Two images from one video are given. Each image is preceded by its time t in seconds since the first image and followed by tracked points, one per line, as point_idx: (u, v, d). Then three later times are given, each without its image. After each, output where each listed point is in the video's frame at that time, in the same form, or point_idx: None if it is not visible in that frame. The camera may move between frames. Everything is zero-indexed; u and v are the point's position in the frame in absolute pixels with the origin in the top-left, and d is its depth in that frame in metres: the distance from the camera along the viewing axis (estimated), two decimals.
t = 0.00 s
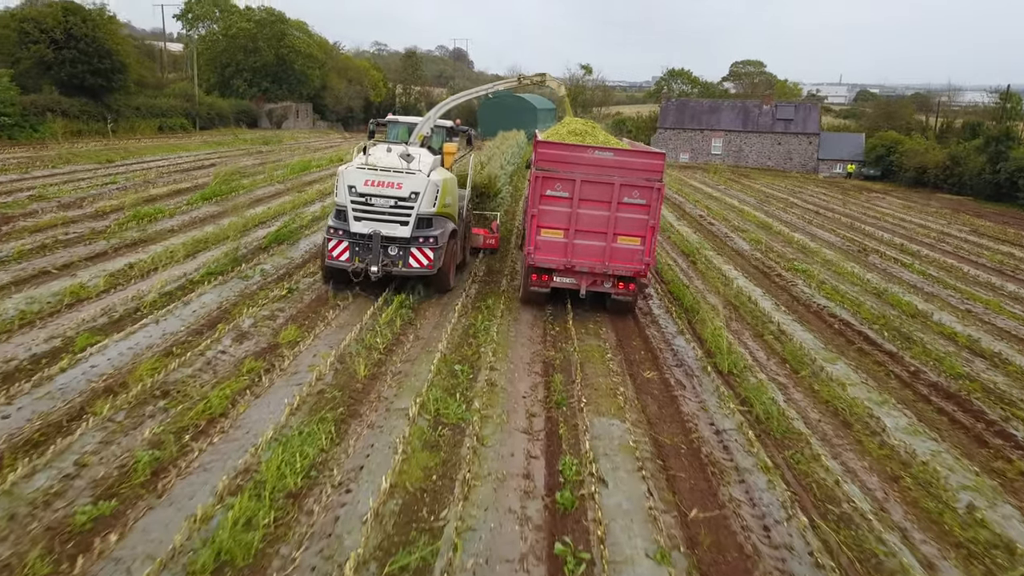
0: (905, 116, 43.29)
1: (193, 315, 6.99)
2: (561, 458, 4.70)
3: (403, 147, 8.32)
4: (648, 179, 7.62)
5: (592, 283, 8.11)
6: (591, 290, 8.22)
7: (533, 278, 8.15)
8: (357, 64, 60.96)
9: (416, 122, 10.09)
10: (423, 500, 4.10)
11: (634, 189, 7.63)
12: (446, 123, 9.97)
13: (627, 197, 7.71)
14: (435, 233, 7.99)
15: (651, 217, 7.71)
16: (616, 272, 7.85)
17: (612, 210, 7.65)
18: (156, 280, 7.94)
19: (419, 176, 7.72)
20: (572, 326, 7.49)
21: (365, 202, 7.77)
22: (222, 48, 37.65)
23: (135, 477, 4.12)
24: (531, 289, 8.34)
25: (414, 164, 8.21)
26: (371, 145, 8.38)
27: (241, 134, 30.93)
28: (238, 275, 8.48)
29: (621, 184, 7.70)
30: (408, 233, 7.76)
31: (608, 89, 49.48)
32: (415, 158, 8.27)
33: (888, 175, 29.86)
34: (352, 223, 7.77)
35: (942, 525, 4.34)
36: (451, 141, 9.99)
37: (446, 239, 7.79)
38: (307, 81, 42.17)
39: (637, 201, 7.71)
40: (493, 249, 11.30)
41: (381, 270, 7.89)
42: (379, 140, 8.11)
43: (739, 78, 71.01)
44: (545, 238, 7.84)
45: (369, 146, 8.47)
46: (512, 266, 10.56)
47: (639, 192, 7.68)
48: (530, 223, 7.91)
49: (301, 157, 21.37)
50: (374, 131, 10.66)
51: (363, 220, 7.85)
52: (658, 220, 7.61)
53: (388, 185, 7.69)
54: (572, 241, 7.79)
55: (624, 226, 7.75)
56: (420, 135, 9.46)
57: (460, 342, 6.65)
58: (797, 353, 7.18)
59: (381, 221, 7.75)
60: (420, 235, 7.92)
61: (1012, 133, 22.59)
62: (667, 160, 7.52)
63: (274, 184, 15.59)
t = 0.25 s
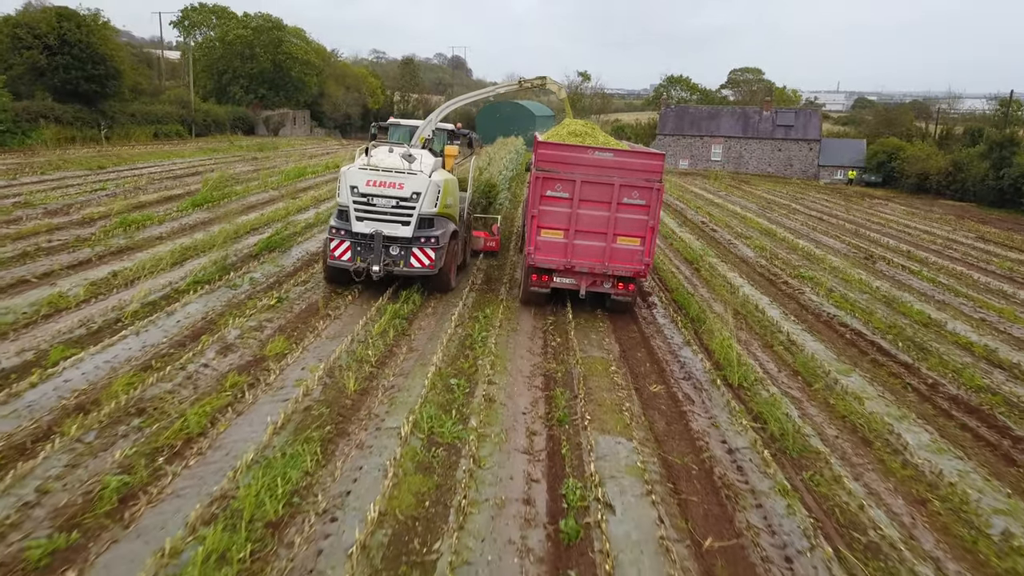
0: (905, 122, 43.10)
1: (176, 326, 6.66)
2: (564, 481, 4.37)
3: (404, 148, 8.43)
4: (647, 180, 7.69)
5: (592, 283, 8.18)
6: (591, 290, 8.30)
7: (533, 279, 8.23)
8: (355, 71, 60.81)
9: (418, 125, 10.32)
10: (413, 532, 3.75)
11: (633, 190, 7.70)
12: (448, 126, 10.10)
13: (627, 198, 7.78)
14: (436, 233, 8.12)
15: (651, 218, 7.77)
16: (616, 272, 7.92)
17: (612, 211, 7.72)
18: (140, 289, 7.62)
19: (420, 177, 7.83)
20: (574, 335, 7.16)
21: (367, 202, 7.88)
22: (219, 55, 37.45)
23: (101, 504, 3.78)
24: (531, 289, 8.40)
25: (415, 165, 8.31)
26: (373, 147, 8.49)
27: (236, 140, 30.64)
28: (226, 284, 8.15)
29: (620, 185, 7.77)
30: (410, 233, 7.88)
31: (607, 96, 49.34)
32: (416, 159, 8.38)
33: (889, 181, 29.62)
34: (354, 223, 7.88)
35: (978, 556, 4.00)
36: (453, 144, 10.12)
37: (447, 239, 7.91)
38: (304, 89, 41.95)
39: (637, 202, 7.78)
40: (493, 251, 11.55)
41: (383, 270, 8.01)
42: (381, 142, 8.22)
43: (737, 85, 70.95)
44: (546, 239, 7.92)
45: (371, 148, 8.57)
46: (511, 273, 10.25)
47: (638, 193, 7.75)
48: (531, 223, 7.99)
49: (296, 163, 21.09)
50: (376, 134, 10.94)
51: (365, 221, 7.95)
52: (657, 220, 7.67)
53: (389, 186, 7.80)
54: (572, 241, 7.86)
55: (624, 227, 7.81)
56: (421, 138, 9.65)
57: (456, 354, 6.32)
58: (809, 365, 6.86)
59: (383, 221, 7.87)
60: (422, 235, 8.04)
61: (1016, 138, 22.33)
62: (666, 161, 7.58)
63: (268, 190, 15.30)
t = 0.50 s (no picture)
0: (904, 128, 42.96)
1: (158, 336, 6.35)
2: (566, 504, 4.06)
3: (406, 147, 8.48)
4: (646, 181, 7.64)
5: (591, 283, 8.14)
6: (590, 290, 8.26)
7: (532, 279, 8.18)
8: (352, 77, 60.66)
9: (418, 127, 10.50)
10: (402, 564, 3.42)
11: (632, 190, 7.65)
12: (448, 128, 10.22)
13: (626, 198, 7.73)
14: (437, 233, 8.18)
15: (650, 218, 7.72)
16: (615, 272, 7.87)
17: (611, 211, 7.67)
18: (121, 297, 7.30)
19: (421, 177, 7.89)
20: (574, 345, 6.85)
21: (369, 202, 7.93)
22: (216, 61, 37.25)
23: (60, 534, 3.45)
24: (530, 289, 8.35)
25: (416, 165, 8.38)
26: (375, 147, 8.53)
27: (232, 147, 30.37)
28: (212, 292, 7.84)
29: (619, 185, 7.71)
30: (411, 233, 7.95)
31: (605, 103, 49.22)
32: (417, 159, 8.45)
33: (890, 187, 29.42)
34: (356, 223, 7.93)
35: None
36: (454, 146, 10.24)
37: (448, 239, 7.98)
38: (301, 95, 41.75)
39: (636, 202, 7.73)
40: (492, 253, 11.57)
41: (384, 269, 8.07)
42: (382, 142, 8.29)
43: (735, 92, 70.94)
44: (544, 239, 7.86)
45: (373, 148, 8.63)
46: (509, 280, 9.95)
47: (637, 194, 7.70)
48: (530, 223, 7.94)
49: (291, 169, 20.81)
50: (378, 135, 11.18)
51: (366, 220, 8.01)
52: (656, 221, 7.63)
53: (391, 185, 7.86)
54: (571, 242, 7.81)
55: (623, 227, 7.76)
56: (422, 139, 9.77)
57: (451, 365, 6.01)
58: (821, 375, 6.56)
59: (384, 220, 7.93)
60: (423, 235, 8.11)
61: (1018, 144, 22.11)
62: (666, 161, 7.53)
63: (261, 196, 15.02)
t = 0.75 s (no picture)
0: (903, 134, 42.85)
1: (139, 346, 6.06)
2: (569, 528, 3.76)
3: (406, 150, 8.62)
4: (644, 180, 7.84)
5: (590, 282, 8.33)
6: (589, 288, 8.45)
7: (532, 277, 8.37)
8: (350, 83, 60.48)
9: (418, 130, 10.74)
10: None
11: (631, 189, 7.85)
12: (448, 129, 10.53)
13: (624, 197, 7.93)
14: (438, 233, 8.33)
15: (647, 217, 7.94)
16: (613, 270, 8.07)
17: (610, 210, 7.86)
18: (103, 304, 7.02)
19: (423, 178, 8.03)
20: (575, 353, 6.56)
21: (371, 203, 8.04)
22: (213, 67, 37.07)
23: (15, 566, 3.14)
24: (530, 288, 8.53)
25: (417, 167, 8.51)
26: (376, 149, 8.67)
27: (228, 152, 30.12)
28: (199, 299, 7.55)
29: (618, 184, 7.91)
30: (414, 233, 8.08)
31: (603, 109, 49.10)
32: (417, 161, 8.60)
33: (891, 193, 29.24)
34: (358, 223, 8.02)
35: None
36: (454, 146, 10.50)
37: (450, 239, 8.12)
38: (298, 101, 41.58)
39: (634, 201, 7.93)
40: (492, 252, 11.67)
41: (386, 269, 8.18)
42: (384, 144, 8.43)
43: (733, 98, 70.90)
44: (544, 238, 8.03)
45: (374, 151, 8.76)
46: (507, 286, 9.68)
47: (635, 193, 7.91)
48: (530, 222, 8.13)
49: (286, 174, 20.54)
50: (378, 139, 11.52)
51: (369, 221, 8.11)
52: (654, 220, 7.83)
53: (393, 186, 7.97)
54: (570, 241, 8.00)
55: (621, 226, 7.96)
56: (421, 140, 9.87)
57: (446, 376, 5.72)
58: (833, 386, 6.29)
59: (387, 221, 8.04)
60: (424, 235, 8.24)
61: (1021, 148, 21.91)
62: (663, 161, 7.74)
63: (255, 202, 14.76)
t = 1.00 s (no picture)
0: (904, 138, 42.67)
1: (118, 354, 5.76)
2: (573, 552, 3.47)
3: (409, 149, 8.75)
4: (642, 179, 8.06)
5: (589, 280, 8.54)
6: (588, 286, 8.65)
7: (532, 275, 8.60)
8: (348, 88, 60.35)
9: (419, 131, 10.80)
10: None
11: (629, 188, 8.06)
12: (447, 130, 10.69)
13: (623, 196, 8.14)
14: (440, 232, 8.44)
15: (645, 215, 8.14)
16: (612, 268, 8.28)
17: (608, 209, 8.08)
18: (85, 311, 6.74)
19: (425, 177, 8.14)
20: (577, 361, 6.28)
21: (374, 201, 8.16)
22: (210, 71, 36.88)
23: None
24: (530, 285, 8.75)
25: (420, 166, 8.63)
26: (380, 149, 8.81)
27: (224, 157, 29.85)
28: (185, 304, 7.27)
29: (616, 183, 8.13)
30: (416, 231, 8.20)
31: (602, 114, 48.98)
32: (420, 161, 8.73)
33: (892, 197, 29.05)
34: (361, 222, 8.16)
35: None
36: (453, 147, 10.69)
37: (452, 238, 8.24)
38: (296, 106, 41.41)
39: (632, 200, 8.15)
40: (491, 253, 11.73)
41: (389, 267, 8.33)
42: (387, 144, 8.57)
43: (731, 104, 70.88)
44: (543, 236, 8.25)
45: (377, 151, 8.91)
46: (506, 290, 9.40)
47: (633, 191, 8.11)
48: (530, 221, 8.34)
49: (282, 179, 20.28)
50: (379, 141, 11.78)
51: (372, 219, 8.24)
52: (652, 218, 8.04)
53: (396, 185, 8.10)
54: (569, 239, 8.21)
55: (619, 225, 8.17)
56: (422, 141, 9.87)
57: (442, 386, 5.44)
58: (846, 394, 6.03)
59: (389, 219, 8.16)
60: (427, 233, 8.37)
61: None
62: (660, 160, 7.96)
63: (249, 206, 14.50)
